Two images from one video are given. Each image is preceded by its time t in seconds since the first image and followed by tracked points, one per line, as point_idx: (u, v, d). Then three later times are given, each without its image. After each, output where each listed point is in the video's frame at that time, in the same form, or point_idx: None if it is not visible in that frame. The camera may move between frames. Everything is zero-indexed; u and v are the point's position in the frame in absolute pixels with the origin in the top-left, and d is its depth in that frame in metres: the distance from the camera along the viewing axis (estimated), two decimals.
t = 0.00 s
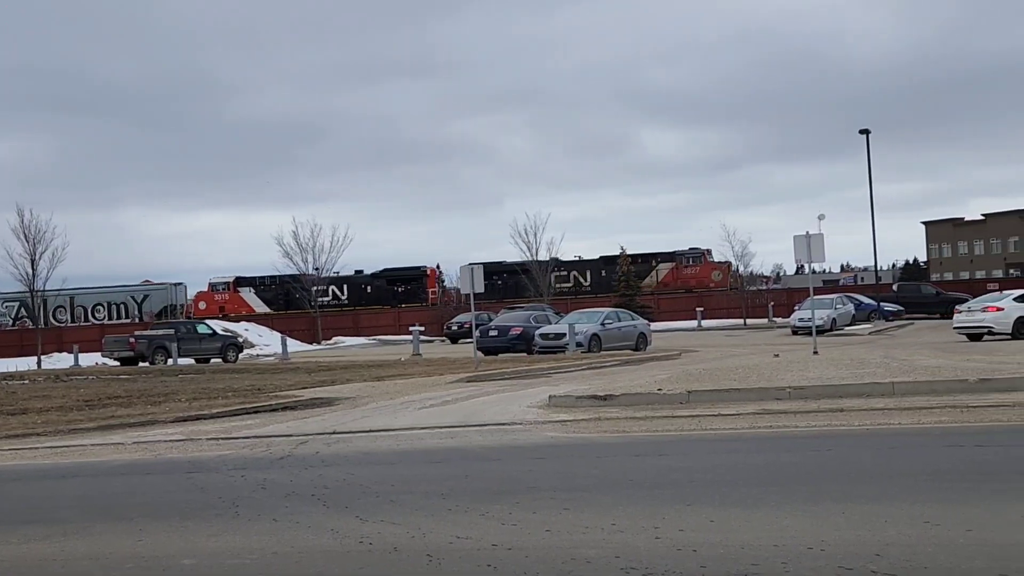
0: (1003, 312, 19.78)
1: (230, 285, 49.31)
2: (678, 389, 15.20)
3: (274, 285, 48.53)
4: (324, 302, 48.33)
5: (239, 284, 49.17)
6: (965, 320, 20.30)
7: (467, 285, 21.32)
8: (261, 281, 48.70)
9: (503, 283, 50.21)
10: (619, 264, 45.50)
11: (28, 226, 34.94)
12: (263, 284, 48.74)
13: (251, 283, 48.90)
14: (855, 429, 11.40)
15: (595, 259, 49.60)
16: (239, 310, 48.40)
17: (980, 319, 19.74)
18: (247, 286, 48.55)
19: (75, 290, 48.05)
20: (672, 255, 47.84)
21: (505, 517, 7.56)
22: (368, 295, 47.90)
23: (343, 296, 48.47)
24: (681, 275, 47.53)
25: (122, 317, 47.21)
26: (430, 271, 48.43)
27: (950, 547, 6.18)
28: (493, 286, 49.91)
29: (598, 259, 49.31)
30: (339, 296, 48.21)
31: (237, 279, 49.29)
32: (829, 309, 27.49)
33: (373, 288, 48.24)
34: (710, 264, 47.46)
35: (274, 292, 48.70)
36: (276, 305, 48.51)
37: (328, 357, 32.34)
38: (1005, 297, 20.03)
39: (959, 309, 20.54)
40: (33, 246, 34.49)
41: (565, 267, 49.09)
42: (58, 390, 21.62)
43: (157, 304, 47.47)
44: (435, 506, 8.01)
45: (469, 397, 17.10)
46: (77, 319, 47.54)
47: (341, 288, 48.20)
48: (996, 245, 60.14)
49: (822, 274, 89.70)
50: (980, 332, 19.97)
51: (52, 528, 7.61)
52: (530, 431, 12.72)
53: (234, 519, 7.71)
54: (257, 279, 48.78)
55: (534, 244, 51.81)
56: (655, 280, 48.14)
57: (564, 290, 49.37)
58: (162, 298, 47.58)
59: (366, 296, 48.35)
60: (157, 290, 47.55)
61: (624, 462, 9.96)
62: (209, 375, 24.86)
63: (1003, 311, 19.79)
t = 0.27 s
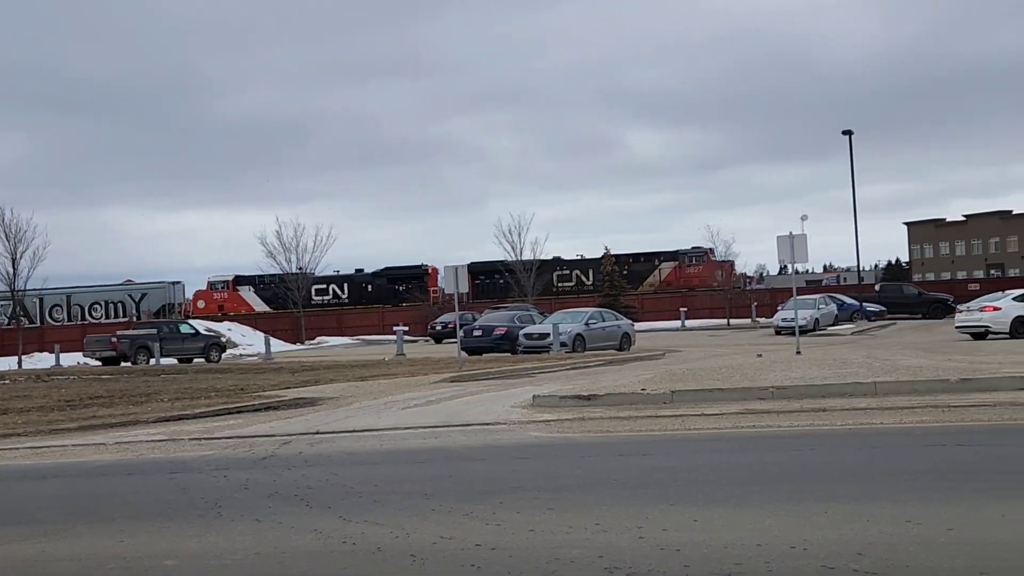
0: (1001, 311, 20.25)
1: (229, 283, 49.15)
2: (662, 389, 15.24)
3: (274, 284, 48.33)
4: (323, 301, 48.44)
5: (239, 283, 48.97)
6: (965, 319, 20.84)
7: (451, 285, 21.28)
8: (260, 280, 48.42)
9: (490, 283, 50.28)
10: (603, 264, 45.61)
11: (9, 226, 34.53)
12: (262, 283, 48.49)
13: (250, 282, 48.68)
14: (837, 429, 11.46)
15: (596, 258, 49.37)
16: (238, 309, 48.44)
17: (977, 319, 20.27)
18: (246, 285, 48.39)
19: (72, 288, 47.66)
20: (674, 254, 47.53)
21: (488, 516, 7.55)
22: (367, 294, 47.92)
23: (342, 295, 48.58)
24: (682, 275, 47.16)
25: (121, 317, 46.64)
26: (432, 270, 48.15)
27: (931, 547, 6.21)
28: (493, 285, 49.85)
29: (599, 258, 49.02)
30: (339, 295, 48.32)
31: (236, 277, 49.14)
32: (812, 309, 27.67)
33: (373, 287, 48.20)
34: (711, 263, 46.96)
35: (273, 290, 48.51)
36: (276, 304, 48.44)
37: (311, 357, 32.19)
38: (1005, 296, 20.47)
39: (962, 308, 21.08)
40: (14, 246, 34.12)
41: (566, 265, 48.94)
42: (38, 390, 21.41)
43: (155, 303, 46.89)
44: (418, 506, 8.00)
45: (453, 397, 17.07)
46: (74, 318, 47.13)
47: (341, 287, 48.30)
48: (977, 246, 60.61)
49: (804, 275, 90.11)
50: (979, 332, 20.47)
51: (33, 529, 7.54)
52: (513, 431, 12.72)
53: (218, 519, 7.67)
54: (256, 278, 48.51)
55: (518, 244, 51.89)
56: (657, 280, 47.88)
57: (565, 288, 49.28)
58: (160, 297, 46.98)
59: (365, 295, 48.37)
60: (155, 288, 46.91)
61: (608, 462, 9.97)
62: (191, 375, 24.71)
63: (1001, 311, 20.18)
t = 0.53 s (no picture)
0: (997, 311, 20.45)
1: (226, 283, 48.58)
2: (643, 389, 15.27)
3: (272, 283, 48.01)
4: (321, 300, 48.25)
5: (236, 282, 48.45)
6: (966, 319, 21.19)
7: (432, 285, 21.22)
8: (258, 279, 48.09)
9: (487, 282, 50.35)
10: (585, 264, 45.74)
11: None
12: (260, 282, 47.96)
13: (247, 281, 48.22)
14: (817, 429, 11.53)
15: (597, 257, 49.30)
16: (235, 308, 47.83)
17: (973, 318, 20.63)
18: (243, 283, 47.86)
19: (67, 288, 47.44)
20: (674, 254, 47.47)
21: (469, 517, 7.53)
22: (367, 293, 47.82)
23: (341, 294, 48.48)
24: (683, 275, 47.12)
25: (115, 316, 46.41)
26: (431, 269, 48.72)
27: (909, 546, 6.25)
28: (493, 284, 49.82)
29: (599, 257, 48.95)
30: (338, 293, 48.17)
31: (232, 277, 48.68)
32: (792, 309, 27.84)
33: (372, 286, 48.11)
34: (712, 263, 46.78)
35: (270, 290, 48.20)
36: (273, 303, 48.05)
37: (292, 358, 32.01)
38: (1005, 296, 20.65)
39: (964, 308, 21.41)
40: None
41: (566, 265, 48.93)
42: (15, 391, 21.16)
43: (150, 302, 46.85)
44: (398, 507, 7.96)
45: (434, 398, 17.02)
46: (69, 316, 46.87)
47: (340, 285, 48.31)
48: (956, 246, 61.13)
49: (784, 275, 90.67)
50: (978, 331, 20.78)
51: (9, 531, 7.44)
52: (494, 431, 12.71)
53: (196, 521, 7.59)
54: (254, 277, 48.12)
55: (499, 245, 52.00)
56: (657, 279, 47.82)
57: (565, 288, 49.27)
58: (156, 296, 46.97)
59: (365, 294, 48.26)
60: (150, 288, 46.90)
61: (589, 462, 9.98)
62: (171, 375, 24.51)
63: (997, 311, 20.40)
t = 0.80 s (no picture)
0: (992, 311, 20.68)
1: (220, 282, 48.32)
2: (621, 390, 15.31)
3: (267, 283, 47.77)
4: (316, 299, 48.00)
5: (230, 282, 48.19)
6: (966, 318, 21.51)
7: (411, 286, 21.15)
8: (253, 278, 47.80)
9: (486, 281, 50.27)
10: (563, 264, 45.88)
11: None
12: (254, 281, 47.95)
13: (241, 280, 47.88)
14: (795, 429, 11.61)
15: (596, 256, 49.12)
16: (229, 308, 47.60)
17: (967, 317, 20.99)
18: (237, 283, 47.48)
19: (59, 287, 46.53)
20: (672, 254, 47.22)
21: (448, 517, 7.51)
22: (362, 292, 47.49)
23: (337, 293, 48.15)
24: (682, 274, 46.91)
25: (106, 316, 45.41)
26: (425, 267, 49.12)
27: (885, 545, 6.30)
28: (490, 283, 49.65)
29: (597, 257, 48.82)
30: (332, 292, 47.84)
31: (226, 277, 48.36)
32: (770, 310, 28.04)
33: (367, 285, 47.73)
34: (710, 263, 46.40)
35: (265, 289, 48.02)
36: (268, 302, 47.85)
37: (269, 358, 31.80)
38: (1003, 296, 20.84)
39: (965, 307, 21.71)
40: None
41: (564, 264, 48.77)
42: None
43: (143, 302, 45.81)
44: (376, 507, 7.92)
45: (413, 398, 16.97)
46: (60, 315, 45.96)
47: (335, 284, 48.01)
48: (932, 248, 61.74)
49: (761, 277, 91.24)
50: (975, 331, 21.10)
51: None
52: (472, 431, 12.70)
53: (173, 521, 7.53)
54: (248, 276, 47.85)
55: (478, 247, 52.05)
56: (655, 278, 47.56)
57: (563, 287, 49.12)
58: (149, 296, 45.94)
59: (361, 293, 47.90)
60: (142, 288, 45.84)
61: (568, 462, 9.99)
62: (147, 375, 24.28)
63: (991, 311, 20.62)
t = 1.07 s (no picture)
0: (985, 312, 20.95)
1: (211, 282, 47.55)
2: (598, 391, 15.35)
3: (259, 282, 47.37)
4: (308, 299, 47.27)
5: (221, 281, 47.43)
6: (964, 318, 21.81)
7: (387, 286, 21.04)
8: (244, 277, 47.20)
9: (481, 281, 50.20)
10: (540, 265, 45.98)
11: None
12: (245, 281, 47.48)
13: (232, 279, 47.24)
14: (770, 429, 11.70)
15: (591, 257, 49.44)
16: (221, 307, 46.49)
17: (961, 317, 21.34)
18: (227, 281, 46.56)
19: (45, 285, 45.96)
20: (666, 254, 47.45)
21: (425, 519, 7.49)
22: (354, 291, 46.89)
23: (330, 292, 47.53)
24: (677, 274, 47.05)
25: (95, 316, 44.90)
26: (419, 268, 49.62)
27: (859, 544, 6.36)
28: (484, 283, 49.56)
29: (593, 257, 49.26)
30: (325, 291, 47.15)
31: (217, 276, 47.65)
32: (745, 312, 28.24)
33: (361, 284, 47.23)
34: (703, 263, 46.50)
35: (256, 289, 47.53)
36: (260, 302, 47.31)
37: (244, 359, 31.51)
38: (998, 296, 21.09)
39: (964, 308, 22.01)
40: None
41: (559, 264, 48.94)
42: None
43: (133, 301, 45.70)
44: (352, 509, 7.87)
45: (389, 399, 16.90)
46: (47, 315, 45.43)
47: (327, 284, 47.46)
48: (905, 250, 62.49)
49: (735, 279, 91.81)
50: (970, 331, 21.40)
51: None
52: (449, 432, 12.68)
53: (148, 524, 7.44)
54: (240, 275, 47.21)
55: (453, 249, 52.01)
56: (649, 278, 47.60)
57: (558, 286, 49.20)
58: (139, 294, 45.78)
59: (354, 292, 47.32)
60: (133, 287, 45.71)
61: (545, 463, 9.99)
62: (120, 377, 23.97)
63: (983, 311, 20.89)
